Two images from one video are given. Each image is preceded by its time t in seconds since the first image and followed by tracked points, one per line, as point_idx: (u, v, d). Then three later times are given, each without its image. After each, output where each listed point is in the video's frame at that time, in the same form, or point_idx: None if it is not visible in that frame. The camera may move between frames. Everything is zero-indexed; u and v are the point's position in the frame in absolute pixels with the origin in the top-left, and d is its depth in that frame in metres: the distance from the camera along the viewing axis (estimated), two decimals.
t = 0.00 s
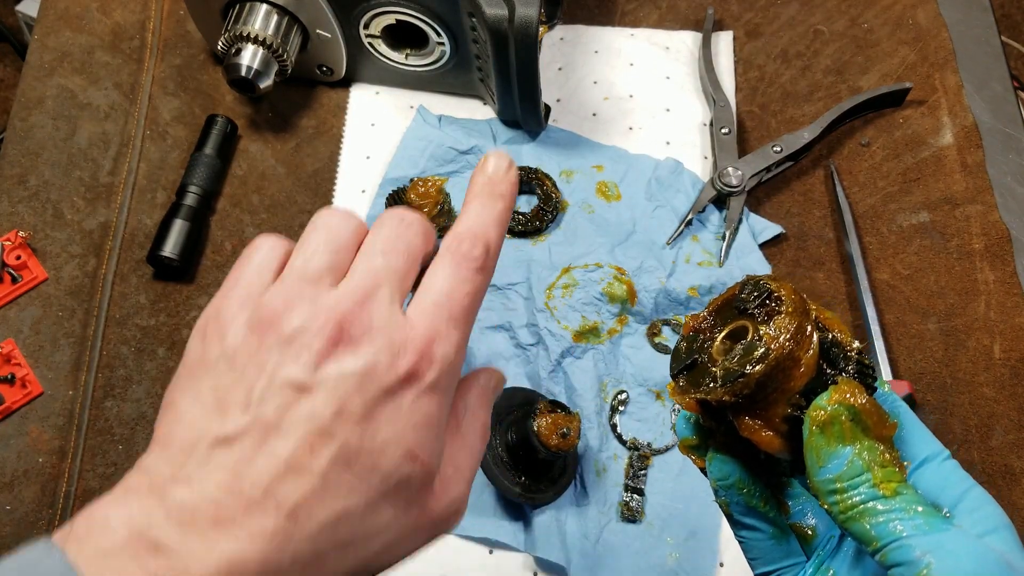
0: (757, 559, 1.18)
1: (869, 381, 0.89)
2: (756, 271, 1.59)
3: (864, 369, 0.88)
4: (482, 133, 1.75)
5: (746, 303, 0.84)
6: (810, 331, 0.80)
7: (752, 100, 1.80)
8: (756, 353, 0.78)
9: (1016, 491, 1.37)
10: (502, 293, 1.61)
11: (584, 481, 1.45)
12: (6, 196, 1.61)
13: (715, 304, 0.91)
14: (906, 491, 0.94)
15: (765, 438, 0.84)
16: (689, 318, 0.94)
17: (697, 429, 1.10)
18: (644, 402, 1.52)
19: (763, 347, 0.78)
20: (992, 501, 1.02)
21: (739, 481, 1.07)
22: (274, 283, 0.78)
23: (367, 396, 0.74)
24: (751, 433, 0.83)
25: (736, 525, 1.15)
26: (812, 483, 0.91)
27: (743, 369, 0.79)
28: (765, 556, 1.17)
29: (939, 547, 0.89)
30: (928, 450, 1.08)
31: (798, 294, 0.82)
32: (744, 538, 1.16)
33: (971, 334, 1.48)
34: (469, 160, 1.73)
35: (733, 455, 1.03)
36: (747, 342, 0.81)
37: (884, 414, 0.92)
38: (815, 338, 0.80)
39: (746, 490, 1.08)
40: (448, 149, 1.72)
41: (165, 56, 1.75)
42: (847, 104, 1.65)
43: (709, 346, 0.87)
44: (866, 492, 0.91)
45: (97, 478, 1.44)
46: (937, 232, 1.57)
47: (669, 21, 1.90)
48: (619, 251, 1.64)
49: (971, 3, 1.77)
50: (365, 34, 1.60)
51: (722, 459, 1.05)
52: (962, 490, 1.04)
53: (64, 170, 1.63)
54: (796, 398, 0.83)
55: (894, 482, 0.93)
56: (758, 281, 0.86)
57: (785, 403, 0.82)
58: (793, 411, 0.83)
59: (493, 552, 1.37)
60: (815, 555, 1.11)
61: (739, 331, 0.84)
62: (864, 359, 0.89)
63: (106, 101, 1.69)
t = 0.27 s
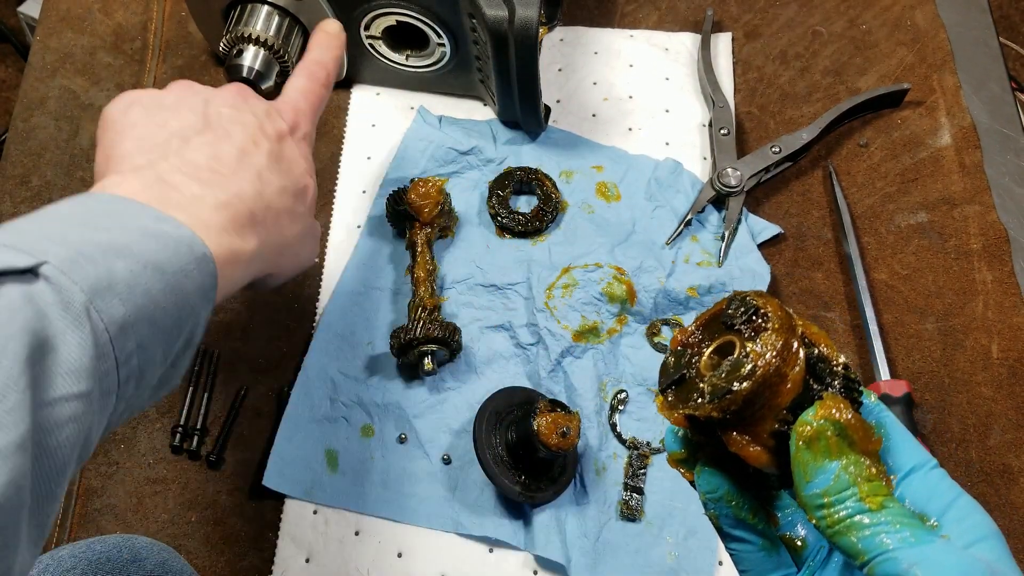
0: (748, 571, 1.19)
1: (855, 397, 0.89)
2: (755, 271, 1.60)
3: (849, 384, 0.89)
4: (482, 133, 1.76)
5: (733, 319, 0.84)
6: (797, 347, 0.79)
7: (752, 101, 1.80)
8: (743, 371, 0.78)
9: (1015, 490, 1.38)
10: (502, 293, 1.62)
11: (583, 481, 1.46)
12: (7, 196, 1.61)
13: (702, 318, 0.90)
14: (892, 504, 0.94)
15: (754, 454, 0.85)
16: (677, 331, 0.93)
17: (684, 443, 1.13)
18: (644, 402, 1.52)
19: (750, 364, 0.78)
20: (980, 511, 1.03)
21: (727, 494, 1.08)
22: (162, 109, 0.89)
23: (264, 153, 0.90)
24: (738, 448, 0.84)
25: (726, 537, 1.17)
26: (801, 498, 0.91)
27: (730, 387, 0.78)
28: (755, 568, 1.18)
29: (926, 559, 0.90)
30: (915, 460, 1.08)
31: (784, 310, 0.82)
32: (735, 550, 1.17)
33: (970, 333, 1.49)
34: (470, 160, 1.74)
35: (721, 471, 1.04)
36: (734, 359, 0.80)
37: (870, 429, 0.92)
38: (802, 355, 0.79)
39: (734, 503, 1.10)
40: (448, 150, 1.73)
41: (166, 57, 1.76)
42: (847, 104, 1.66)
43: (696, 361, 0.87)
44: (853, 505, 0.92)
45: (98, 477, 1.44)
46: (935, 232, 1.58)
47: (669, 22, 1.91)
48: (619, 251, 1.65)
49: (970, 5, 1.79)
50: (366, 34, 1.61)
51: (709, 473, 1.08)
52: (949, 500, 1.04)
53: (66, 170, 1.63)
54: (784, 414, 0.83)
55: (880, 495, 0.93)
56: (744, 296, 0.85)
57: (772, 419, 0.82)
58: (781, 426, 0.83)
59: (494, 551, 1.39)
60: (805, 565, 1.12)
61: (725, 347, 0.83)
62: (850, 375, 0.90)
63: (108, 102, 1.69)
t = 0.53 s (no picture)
0: (739, 569, 1.18)
1: (843, 391, 0.89)
2: (755, 271, 1.60)
3: (837, 378, 0.88)
4: (482, 133, 1.76)
5: (719, 315, 0.82)
6: (784, 343, 0.78)
7: (752, 101, 1.80)
8: (729, 367, 0.77)
9: (1015, 491, 1.38)
10: (502, 293, 1.62)
11: (583, 481, 1.46)
12: (7, 196, 1.61)
13: (688, 314, 0.88)
14: (883, 502, 0.95)
15: (742, 452, 0.84)
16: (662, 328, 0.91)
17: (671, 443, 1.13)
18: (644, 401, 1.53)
19: (737, 361, 0.76)
20: (972, 505, 1.02)
21: (715, 492, 1.09)
22: (160, 101, 0.91)
23: (261, 149, 0.92)
24: (727, 446, 0.83)
25: (716, 535, 1.17)
26: (790, 496, 0.92)
27: (717, 384, 0.77)
28: (747, 567, 1.17)
29: (917, 557, 0.90)
30: (904, 454, 1.08)
31: (771, 305, 0.81)
32: (724, 549, 1.17)
33: (970, 333, 1.49)
34: (470, 160, 1.74)
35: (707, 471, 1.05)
36: (720, 355, 0.78)
37: (859, 427, 0.93)
38: (789, 350, 0.79)
39: (723, 501, 1.11)
40: (448, 150, 1.73)
41: (166, 57, 1.76)
42: (847, 104, 1.66)
43: (683, 358, 0.85)
44: (843, 504, 0.92)
45: (98, 477, 1.44)
46: (935, 232, 1.59)
47: (669, 22, 1.91)
48: (619, 252, 1.65)
49: (970, 5, 1.79)
50: (366, 34, 1.61)
51: (697, 472, 1.08)
52: (940, 494, 1.04)
53: (66, 170, 1.63)
54: (772, 411, 0.82)
55: (870, 493, 0.93)
56: (729, 291, 0.84)
57: (761, 416, 0.82)
58: (769, 423, 0.83)
59: (494, 551, 1.39)
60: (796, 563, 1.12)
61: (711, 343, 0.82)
62: (838, 369, 0.89)
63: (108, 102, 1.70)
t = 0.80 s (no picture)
0: (736, 569, 1.18)
1: (843, 389, 0.89)
2: (755, 271, 1.59)
3: (836, 376, 0.89)
4: (482, 133, 1.76)
5: (717, 312, 0.82)
6: (784, 340, 0.78)
7: (752, 101, 1.80)
8: (729, 365, 0.76)
9: (1015, 490, 1.38)
10: (502, 293, 1.62)
11: (583, 480, 1.46)
12: (8, 196, 1.61)
13: (685, 311, 0.88)
14: (885, 501, 0.94)
15: (742, 451, 0.84)
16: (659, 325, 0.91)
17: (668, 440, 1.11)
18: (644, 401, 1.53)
19: (737, 359, 0.76)
20: (973, 504, 1.02)
21: (713, 492, 1.07)
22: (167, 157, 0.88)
23: (258, 199, 0.85)
24: (726, 445, 0.83)
25: (714, 536, 1.15)
26: (790, 495, 0.91)
27: (717, 382, 0.77)
28: (744, 566, 1.17)
29: (918, 557, 0.91)
30: (905, 452, 1.08)
31: (770, 302, 0.81)
32: (722, 549, 1.17)
33: (970, 333, 1.49)
34: (470, 160, 1.74)
35: (705, 469, 1.04)
36: (720, 353, 0.78)
37: (859, 427, 0.93)
38: (788, 347, 0.79)
39: (721, 501, 1.08)
40: (448, 150, 1.73)
41: (166, 57, 1.76)
42: (847, 104, 1.66)
43: (681, 356, 0.84)
44: (844, 503, 0.92)
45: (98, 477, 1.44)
46: (935, 232, 1.59)
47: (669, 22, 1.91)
48: (619, 251, 1.65)
49: (969, 5, 1.79)
50: (366, 34, 1.61)
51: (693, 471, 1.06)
52: (940, 492, 1.04)
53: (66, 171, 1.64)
54: (772, 409, 0.82)
55: (872, 492, 0.93)
56: (728, 288, 0.83)
57: (760, 414, 0.82)
58: (769, 422, 0.83)
59: (494, 550, 1.39)
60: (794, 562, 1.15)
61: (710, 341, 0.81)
62: (838, 366, 0.89)
63: (108, 102, 1.70)
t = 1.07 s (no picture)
0: None
1: (834, 393, 0.89)
2: (755, 271, 1.60)
3: (826, 380, 0.88)
4: (482, 133, 1.76)
5: (706, 317, 0.82)
6: (774, 345, 0.78)
7: (752, 101, 1.80)
8: (719, 372, 0.76)
9: (1015, 490, 1.38)
10: (502, 293, 1.62)
11: (583, 480, 1.46)
12: (7, 196, 1.61)
13: (674, 316, 0.87)
14: (876, 508, 0.95)
15: (732, 459, 0.83)
16: (647, 329, 0.90)
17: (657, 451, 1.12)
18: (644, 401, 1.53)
19: (727, 366, 0.76)
20: (963, 508, 1.03)
21: (703, 500, 1.08)
22: (181, 348, 0.82)
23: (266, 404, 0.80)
24: (715, 453, 0.83)
25: (704, 543, 1.17)
26: (782, 503, 0.93)
27: (707, 389, 0.76)
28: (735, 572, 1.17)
29: (909, 565, 0.91)
30: (895, 456, 1.07)
31: (759, 307, 0.80)
32: (713, 556, 1.17)
33: (969, 333, 1.49)
34: (470, 160, 1.74)
35: (694, 477, 1.04)
36: (709, 359, 0.78)
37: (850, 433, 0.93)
38: (778, 352, 0.79)
39: (711, 508, 1.10)
40: (448, 150, 1.73)
41: (166, 57, 1.76)
42: (847, 104, 1.66)
43: (669, 362, 0.84)
44: (835, 511, 0.92)
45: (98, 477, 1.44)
46: (935, 232, 1.59)
47: (669, 22, 1.91)
48: (619, 251, 1.65)
49: (969, 5, 1.79)
50: (366, 34, 1.61)
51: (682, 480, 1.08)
52: (931, 497, 1.04)
53: (66, 171, 1.63)
54: (762, 416, 0.81)
55: (863, 500, 0.93)
56: (717, 292, 0.83)
57: (750, 422, 0.81)
58: (758, 428, 0.81)
59: (494, 550, 1.39)
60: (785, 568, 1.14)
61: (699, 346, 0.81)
62: (828, 370, 0.89)
63: (108, 102, 1.70)
